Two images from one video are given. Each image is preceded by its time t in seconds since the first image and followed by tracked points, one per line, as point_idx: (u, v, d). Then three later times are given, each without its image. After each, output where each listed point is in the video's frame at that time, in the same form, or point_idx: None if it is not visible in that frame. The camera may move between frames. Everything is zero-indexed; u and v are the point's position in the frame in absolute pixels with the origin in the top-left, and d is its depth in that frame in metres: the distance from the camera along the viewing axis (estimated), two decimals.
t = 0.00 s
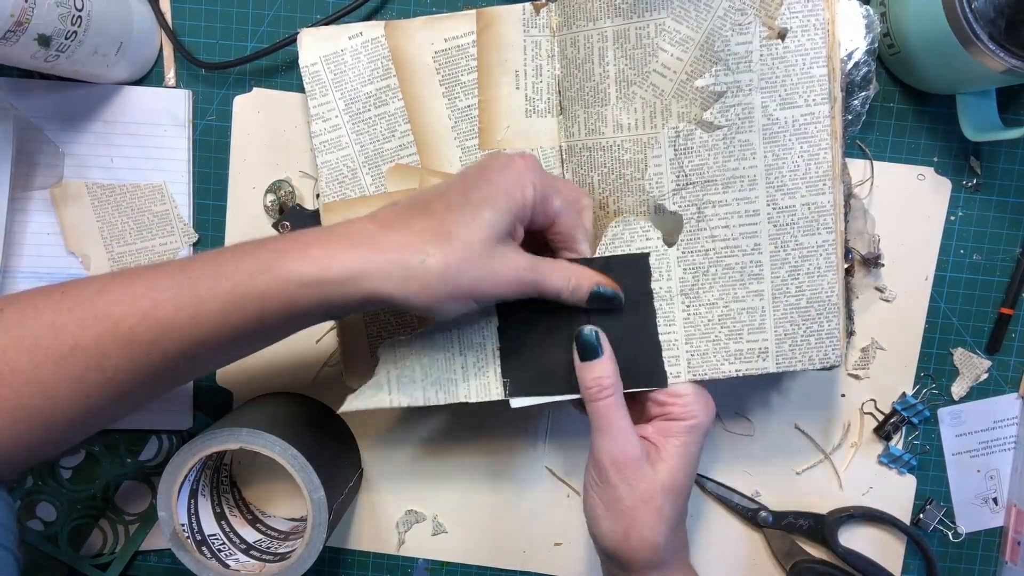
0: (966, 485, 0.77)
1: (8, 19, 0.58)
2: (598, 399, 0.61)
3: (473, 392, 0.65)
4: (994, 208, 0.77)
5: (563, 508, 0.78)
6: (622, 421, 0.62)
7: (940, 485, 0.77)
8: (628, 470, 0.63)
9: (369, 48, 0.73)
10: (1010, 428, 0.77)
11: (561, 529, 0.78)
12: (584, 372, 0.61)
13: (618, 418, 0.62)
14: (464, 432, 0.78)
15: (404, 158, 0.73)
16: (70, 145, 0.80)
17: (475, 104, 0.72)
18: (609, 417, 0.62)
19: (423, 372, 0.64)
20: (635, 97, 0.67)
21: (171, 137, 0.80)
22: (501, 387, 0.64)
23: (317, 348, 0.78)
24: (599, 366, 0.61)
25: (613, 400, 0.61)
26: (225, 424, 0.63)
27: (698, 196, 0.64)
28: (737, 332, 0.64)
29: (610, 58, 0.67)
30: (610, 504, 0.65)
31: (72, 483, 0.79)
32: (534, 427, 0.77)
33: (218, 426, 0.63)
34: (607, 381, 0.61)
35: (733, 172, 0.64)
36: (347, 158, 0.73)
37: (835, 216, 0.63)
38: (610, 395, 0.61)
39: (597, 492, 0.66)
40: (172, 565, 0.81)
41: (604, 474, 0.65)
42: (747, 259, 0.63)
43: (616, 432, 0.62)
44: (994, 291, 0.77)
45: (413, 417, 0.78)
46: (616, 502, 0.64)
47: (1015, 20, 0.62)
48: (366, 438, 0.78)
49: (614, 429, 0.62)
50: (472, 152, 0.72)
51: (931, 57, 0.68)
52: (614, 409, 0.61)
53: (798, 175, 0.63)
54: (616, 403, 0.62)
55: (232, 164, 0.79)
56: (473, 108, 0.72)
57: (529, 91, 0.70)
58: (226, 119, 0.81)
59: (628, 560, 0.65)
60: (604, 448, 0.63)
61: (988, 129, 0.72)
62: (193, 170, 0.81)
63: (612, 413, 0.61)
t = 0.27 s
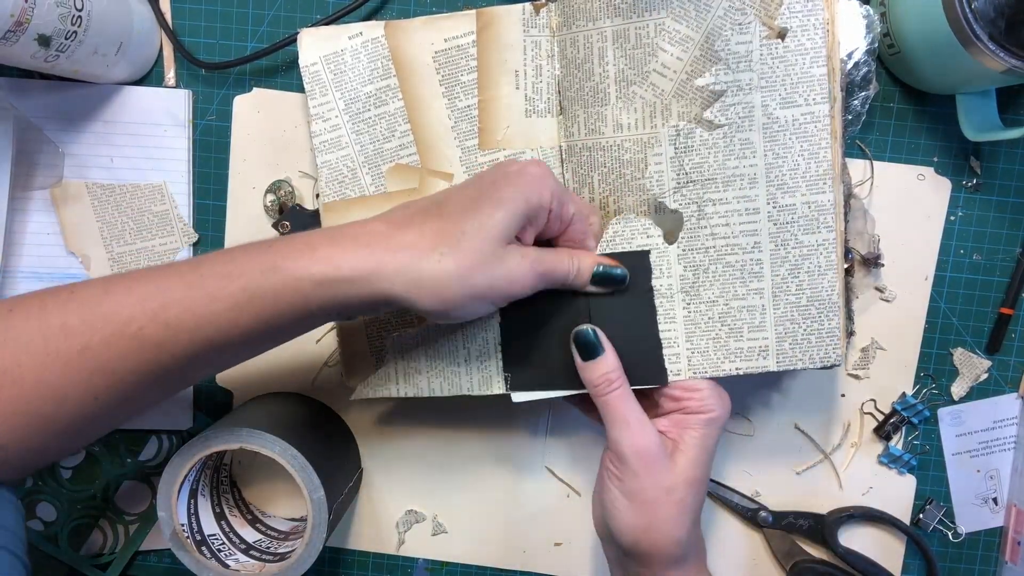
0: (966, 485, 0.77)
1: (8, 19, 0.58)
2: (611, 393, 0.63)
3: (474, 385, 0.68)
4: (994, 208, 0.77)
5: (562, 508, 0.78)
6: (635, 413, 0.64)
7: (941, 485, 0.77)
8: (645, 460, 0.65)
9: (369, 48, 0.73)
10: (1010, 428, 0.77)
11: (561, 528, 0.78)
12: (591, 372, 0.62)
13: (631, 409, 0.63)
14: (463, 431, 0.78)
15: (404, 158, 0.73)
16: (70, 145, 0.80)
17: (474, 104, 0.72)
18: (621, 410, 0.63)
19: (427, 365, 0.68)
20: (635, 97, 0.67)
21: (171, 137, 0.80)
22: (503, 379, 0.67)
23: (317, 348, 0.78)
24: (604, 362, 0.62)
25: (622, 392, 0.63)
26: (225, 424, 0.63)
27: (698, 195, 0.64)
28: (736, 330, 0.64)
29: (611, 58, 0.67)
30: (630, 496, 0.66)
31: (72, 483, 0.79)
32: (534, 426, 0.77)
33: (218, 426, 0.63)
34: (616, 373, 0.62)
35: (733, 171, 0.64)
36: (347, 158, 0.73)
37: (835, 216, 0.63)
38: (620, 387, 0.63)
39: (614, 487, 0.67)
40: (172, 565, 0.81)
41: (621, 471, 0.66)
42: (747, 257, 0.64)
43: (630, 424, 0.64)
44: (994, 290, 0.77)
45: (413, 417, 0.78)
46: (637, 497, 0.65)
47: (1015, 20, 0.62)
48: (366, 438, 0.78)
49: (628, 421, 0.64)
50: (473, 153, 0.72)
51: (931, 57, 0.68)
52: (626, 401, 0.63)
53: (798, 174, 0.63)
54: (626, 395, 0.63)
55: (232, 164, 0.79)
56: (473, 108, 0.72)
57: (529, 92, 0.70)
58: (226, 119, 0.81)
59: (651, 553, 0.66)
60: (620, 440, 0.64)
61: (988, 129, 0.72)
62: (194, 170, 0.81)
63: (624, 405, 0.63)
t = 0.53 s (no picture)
0: (966, 485, 0.77)
1: (8, 19, 0.58)
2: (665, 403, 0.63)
3: (483, 377, 0.69)
4: (995, 208, 0.77)
5: (562, 508, 0.78)
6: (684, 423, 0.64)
7: (941, 485, 0.77)
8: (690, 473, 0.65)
9: (369, 48, 0.73)
10: (1010, 428, 0.77)
11: (561, 529, 0.78)
12: (657, 381, 0.62)
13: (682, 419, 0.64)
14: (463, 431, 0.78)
15: (404, 158, 0.73)
16: (70, 146, 0.80)
17: (474, 104, 0.72)
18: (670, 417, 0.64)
19: (437, 356, 0.70)
20: (636, 97, 0.67)
21: (171, 137, 0.80)
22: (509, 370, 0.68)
23: (318, 348, 0.78)
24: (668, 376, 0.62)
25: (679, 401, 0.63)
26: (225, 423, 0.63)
27: (698, 196, 0.64)
28: (736, 329, 0.65)
29: (611, 58, 0.67)
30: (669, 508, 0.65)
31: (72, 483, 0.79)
32: (535, 427, 0.77)
33: (218, 425, 0.63)
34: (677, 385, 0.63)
35: (733, 172, 0.64)
36: (347, 158, 0.73)
37: (836, 216, 0.63)
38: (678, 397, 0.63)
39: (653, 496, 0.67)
40: (172, 565, 0.81)
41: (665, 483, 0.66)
42: (747, 258, 0.64)
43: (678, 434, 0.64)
44: (993, 291, 0.77)
45: (413, 417, 0.78)
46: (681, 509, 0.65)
47: (1016, 20, 0.62)
48: (366, 438, 0.78)
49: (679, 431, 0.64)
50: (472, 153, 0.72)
51: (932, 57, 0.68)
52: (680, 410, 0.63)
53: (798, 174, 0.63)
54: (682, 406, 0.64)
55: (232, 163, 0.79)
56: (473, 108, 0.72)
57: (529, 92, 0.70)
58: (226, 119, 0.81)
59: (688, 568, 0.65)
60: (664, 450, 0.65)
61: (988, 130, 0.72)
62: (194, 170, 0.81)
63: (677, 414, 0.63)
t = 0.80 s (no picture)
0: (966, 485, 0.77)
1: (8, 19, 0.58)
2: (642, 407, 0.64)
3: (484, 376, 0.69)
4: (995, 208, 0.77)
5: (563, 508, 0.78)
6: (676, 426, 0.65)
7: (941, 485, 0.77)
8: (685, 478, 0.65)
9: (369, 48, 0.73)
10: (1010, 428, 0.77)
11: (561, 528, 0.78)
12: (624, 390, 0.64)
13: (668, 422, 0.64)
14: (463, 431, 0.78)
15: (404, 158, 0.73)
16: (70, 146, 0.80)
17: (474, 104, 0.72)
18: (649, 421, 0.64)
19: (438, 356, 0.70)
20: (635, 97, 0.67)
21: (171, 137, 0.80)
22: (509, 368, 0.68)
23: (317, 348, 0.78)
24: (638, 383, 0.63)
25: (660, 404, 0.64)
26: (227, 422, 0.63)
27: (697, 198, 0.65)
28: (736, 330, 0.65)
29: (611, 58, 0.67)
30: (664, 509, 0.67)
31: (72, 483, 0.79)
32: (535, 427, 0.77)
33: (218, 426, 0.63)
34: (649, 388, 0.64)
35: (732, 173, 0.64)
36: (347, 158, 0.73)
37: (836, 216, 0.63)
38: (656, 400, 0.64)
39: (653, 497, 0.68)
40: (172, 565, 0.81)
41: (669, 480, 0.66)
42: (747, 259, 0.64)
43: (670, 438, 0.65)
44: (993, 291, 0.77)
45: (414, 417, 0.78)
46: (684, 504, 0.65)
47: (1016, 20, 0.62)
48: (366, 438, 0.78)
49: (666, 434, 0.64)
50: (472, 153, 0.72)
51: (932, 57, 0.68)
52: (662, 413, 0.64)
53: (798, 175, 0.63)
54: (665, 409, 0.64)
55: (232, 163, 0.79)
56: (473, 108, 0.72)
57: (529, 92, 0.70)
58: (226, 119, 0.81)
59: (696, 565, 0.66)
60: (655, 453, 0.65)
61: (988, 129, 0.72)
62: (194, 170, 0.81)
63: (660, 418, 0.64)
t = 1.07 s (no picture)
0: (966, 485, 0.77)
1: (8, 19, 0.58)
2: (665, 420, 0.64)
3: (479, 375, 0.69)
4: (995, 208, 0.77)
5: (562, 508, 0.78)
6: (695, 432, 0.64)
7: (941, 485, 0.77)
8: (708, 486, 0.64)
9: (369, 48, 0.73)
10: (1010, 428, 0.77)
11: (561, 528, 0.78)
12: (649, 408, 0.64)
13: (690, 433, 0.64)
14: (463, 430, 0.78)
15: (404, 158, 0.73)
16: (70, 145, 0.80)
17: (474, 104, 0.72)
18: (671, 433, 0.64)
19: (433, 354, 0.70)
20: (635, 97, 0.67)
21: (171, 137, 0.80)
22: (503, 369, 0.68)
23: (317, 348, 0.78)
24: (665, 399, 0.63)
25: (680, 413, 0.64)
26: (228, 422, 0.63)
27: (696, 196, 0.65)
28: (734, 329, 0.65)
29: (611, 58, 0.67)
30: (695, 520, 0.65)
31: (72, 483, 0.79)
32: (535, 426, 0.77)
33: (217, 426, 0.63)
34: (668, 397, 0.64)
35: (732, 172, 0.64)
36: (347, 158, 0.73)
37: (835, 217, 0.63)
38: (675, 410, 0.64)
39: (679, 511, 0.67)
40: (172, 565, 0.81)
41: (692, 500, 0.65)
42: (745, 258, 0.64)
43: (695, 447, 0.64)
44: (993, 291, 0.77)
45: (413, 417, 0.78)
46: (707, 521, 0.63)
47: (1016, 20, 0.62)
48: (366, 438, 0.78)
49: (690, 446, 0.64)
50: (473, 154, 0.72)
51: (932, 57, 0.68)
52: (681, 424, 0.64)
53: (798, 175, 0.63)
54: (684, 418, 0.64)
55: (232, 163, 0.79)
56: (473, 108, 0.72)
57: (529, 92, 0.70)
58: (226, 119, 0.81)
59: None
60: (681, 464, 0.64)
61: (988, 129, 0.72)
62: (194, 170, 0.81)
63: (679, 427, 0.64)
